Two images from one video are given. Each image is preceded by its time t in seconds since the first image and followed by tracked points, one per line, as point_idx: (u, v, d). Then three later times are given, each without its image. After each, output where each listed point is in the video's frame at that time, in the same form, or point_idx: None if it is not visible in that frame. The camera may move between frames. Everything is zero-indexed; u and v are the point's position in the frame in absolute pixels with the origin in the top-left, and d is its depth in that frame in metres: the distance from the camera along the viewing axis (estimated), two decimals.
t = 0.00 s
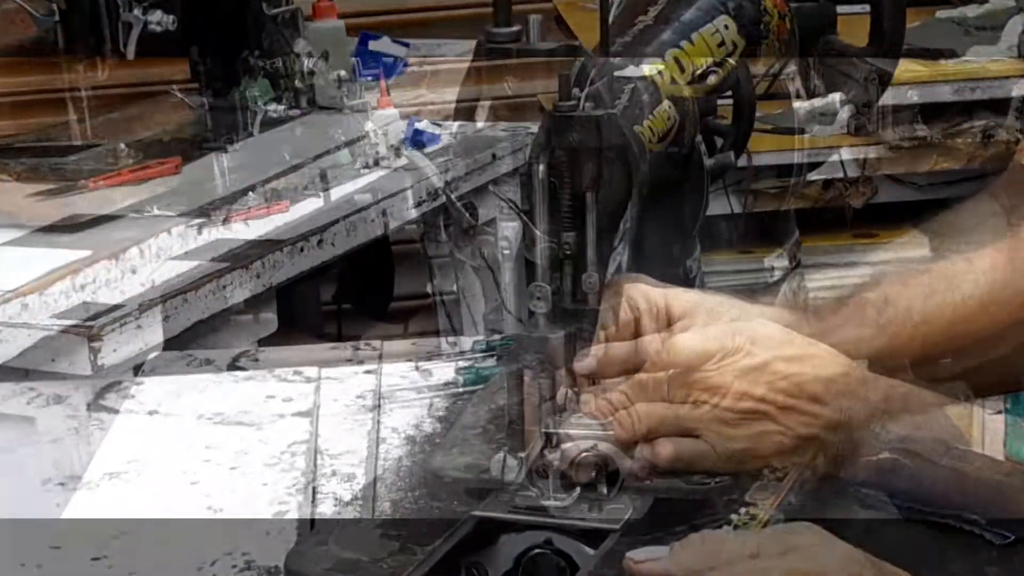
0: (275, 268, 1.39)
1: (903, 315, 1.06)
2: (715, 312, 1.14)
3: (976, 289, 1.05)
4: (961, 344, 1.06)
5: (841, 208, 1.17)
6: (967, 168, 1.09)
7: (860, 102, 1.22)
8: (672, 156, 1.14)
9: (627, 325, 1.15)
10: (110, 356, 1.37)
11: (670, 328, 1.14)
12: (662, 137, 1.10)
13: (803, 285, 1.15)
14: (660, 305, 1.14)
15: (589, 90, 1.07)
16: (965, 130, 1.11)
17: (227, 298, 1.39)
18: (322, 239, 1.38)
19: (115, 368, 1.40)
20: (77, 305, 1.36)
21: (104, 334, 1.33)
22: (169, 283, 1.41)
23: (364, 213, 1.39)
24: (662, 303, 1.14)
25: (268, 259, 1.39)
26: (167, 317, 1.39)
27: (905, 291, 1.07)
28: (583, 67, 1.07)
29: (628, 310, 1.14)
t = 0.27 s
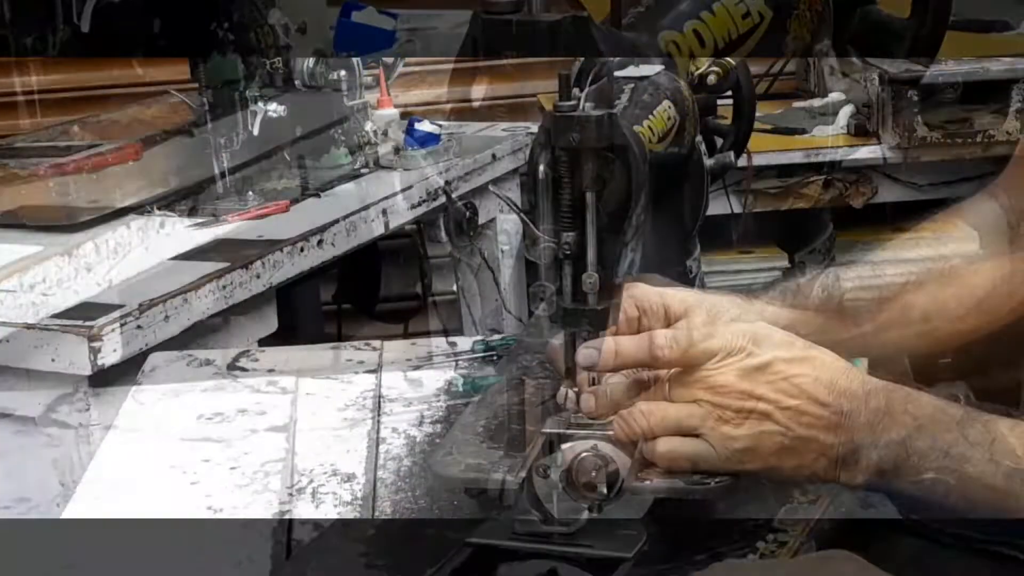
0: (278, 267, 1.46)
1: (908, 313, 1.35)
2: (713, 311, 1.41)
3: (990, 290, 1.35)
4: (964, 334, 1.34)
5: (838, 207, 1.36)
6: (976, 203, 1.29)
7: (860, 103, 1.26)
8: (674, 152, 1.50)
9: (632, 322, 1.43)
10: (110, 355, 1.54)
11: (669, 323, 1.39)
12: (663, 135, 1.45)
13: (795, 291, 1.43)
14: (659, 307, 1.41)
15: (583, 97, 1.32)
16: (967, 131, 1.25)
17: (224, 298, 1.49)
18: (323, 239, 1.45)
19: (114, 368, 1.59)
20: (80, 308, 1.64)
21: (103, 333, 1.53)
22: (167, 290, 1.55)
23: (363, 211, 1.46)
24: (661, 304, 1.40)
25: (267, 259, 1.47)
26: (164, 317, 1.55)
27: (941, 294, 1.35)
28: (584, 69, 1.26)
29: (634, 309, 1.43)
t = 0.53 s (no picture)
0: (280, 267, 1.80)
1: (911, 311, 1.23)
2: (710, 310, 1.32)
3: (992, 280, 1.18)
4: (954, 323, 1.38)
5: (839, 208, 1.24)
6: (978, 197, 1.13)
7: (861, 101, 1.17)
8: (673, 150, 1.40)
9: (631, 321, 1.33)
10: (110, 355, 1.49)
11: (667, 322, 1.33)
12: (661, 135, 1.34)
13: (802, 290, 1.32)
14: (657, 306, 1.36)
15: (586, 99, 1.12)
16: (965, 131, 1.09)
17: (225, 296, 1.69)
18: (326, 240, 1.93)
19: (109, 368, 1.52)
20: (76, 307, 1.55)
21: (104, 332, 1.47)
22: (160, 292, 1.60)
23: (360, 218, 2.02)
24: (659, 304, 1.36)
25: (267, 261, 1.77)
26: (164, 316, 1.57)
27: (930, 294, 1.21)
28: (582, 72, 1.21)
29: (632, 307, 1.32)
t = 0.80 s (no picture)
0: (279, 267, 1.80)
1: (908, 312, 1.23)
2: (711, 311, 1.30)
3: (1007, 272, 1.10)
4: (956, 321, 1.39)
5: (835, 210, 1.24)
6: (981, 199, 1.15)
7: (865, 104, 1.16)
8: (673, 151, 1.37)
9: (633, 321, 1.28)
10: (110, 355, 1.48)
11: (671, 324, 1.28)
12: (662, 135, 1.32)
13: (796, 291, 1.36)
14: (659, 304, 1.29)
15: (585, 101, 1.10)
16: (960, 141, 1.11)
17: (225, 297, 1.69)
18: (325, 239, 1.91)
19: (110, 368, 1.52)
20: (77, 307, 1.55)
21: (104, 332, 1.47)
22: (160, 292, 1.59)
23: (360, 217, 2.01)
24: (661, 302, 1.29)
25: (266, 261, 1.77)
26: (164, 316, 1.57)
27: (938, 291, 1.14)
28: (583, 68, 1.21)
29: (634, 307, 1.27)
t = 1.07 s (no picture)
0: (279, 267, 1.80)
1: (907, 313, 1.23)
2: (713, 312, 1.30)
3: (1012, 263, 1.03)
4: (955, 321, 1.38)
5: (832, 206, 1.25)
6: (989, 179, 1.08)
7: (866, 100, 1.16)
8: (673, 151, 1.37)
9: (631, 324, 1.28)
10: (110, 355, 1.48)
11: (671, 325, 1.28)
12: (661, 135, 1.31)
13: (796, 292, 1.36)
14: (659, 307, 1.29)
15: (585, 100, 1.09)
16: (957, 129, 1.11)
17: (225, 297, 1.69)
18: (325, 239, 1.91)
19: (110, 368, 1.52)
20: (77, 307, 1.55)
21: (104, 333, 1.46)
22: (160, 292, 1.59)
23: (360, 218, 2.01)
24: (662, 305, 1.28)
25: (266, 261, 1.77)
26: (164, 316, 1.57)
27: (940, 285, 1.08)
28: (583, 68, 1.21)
29: (633, 309, 1.28)
